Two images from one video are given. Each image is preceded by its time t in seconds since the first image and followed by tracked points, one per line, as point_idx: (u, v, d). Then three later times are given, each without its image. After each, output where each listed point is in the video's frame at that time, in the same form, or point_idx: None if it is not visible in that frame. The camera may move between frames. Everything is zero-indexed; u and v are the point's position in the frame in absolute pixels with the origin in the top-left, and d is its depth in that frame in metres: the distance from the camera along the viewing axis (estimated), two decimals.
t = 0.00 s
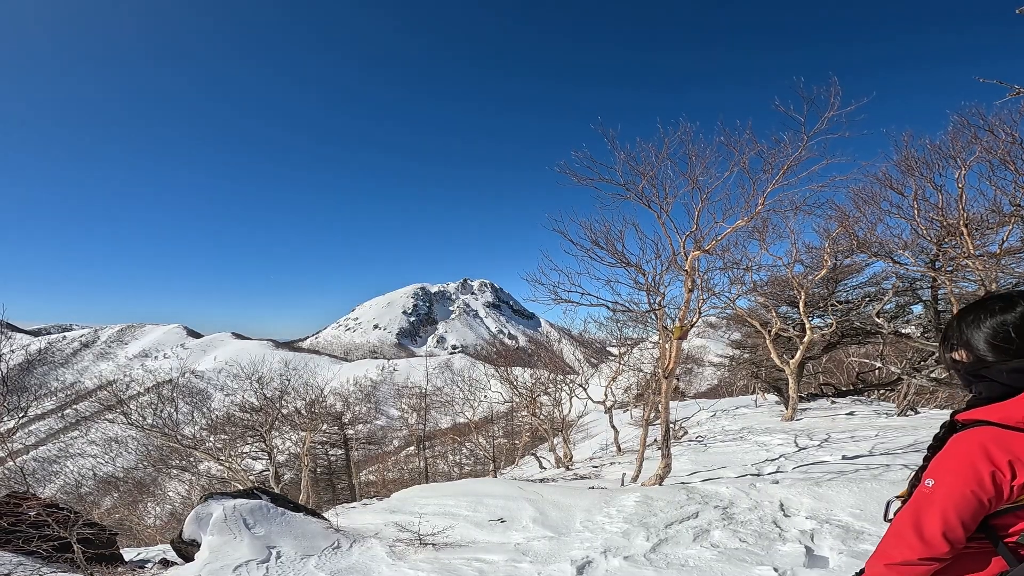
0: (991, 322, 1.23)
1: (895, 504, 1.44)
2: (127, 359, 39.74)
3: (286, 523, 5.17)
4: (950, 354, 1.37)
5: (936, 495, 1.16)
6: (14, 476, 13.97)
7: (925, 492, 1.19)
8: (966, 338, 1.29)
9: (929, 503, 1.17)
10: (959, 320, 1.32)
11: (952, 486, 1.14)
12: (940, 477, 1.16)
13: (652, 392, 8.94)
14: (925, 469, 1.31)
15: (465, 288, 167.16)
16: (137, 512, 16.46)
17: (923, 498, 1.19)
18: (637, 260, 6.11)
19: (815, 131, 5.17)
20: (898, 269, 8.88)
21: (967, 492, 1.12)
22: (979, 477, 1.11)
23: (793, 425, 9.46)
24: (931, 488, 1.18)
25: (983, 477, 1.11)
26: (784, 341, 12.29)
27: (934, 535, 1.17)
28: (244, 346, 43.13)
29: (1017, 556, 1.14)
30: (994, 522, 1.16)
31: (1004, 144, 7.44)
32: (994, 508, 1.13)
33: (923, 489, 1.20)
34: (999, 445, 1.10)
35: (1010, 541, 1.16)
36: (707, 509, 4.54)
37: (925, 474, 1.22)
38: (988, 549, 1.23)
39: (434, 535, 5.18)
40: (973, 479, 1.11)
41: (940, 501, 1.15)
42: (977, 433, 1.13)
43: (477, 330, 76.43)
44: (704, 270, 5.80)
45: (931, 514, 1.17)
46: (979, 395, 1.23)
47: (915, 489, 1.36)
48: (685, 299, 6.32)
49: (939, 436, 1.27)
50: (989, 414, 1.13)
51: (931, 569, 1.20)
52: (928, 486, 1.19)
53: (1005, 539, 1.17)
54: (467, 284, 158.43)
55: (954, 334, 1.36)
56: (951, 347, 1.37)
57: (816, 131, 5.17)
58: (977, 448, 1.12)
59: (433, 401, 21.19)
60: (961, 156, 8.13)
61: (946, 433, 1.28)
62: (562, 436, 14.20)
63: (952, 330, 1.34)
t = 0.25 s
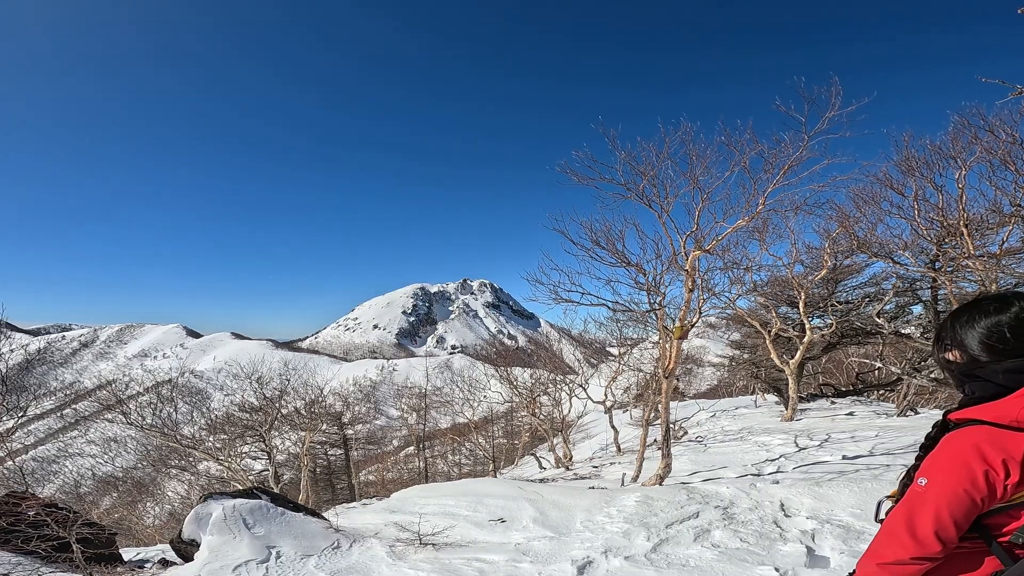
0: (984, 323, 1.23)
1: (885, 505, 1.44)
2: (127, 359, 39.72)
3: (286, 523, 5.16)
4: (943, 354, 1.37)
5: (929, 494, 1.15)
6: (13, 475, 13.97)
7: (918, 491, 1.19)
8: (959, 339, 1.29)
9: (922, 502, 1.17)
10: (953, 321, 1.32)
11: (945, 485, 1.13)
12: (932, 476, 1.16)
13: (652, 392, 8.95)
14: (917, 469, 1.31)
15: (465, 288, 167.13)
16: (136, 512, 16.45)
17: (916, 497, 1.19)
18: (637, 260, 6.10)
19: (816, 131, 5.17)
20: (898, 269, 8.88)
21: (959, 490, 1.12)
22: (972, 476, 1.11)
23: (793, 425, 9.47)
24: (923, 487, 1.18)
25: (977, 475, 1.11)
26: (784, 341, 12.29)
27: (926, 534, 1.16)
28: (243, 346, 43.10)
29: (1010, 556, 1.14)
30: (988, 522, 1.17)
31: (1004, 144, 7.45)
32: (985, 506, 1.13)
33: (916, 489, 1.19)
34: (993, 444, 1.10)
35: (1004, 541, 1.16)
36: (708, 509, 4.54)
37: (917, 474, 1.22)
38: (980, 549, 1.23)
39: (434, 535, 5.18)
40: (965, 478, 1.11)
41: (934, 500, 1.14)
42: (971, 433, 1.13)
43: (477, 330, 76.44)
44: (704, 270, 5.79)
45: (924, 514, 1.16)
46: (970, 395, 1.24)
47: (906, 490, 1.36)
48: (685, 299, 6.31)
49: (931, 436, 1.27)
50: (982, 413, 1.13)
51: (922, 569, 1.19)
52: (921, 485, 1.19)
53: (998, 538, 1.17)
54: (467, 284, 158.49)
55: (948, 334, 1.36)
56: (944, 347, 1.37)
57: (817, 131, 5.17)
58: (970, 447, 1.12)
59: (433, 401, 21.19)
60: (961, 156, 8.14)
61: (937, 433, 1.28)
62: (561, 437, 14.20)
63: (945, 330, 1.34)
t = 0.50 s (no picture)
0: (976, 324, 1.23)
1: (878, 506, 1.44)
2: (125, 359, 39.67)
3: (284, 523, 5.15)
4: (935, 355, 1.37)
5: (926, 495, 1.15)
6: (11, 475, 13.94)
7: (914, 492, 1.18)
8: (951, 340, 1.29)
9: (918, 504, 1.16)
10: (945, 322, 1.32)
11: (940, 486, 1.13)
12: (928, 477, 1.16)
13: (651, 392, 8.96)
14: (911, 471, 1.31)
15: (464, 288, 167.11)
16: (134, 512, 16.41)
17: (912, 499, 1.18)
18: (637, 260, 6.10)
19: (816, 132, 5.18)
20: (897, 270, 8.90)
21: (956, 491, 1.12)
22: (968, 477, 1.11)
23: (792, 426, 9.48)
24: (919, 488, 1.18)
25: (972, 476, 1.11)
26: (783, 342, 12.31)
27: (922, 536, 1.16)
28: (242, 345, 43.04)
29: (1005, 557, 1.14)
30: (983, 523, 1.17)
31: (1004, 145, 7.47)
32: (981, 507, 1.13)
33: (912, 490, 1.19)
34: (988, 444, 1.10)
35: (999, 542, 1.16)
36: (707, 509, 4.55)
37: (913, 475, 1.21)
38: (974, 550, 1.23)
39: (433, 535, 5.18)
40: (961, 479, 1.11)
41: (930, 501, 1.14)
42: (965, 433, 1.13)
43: (476, 330, 76.43)
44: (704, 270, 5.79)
45: (920, 516, 1.15)
46: (964, 396, 1.24)
47: (900, 491, 1.36)
48: (684, 300, 6.31)
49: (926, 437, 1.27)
50: (978, 414, 1.13)
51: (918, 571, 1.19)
52: (917, 487, 1.19)
53: (994, 539, 1.17)
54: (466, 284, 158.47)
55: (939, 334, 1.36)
56: (936, 348, 1.37)
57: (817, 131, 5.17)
58: (966, 448, 1.12)
59: (431, 402, 21.18)
60: (960, 157, 8.16)
61: (931, 435, 1.28)
62: (560, 437, 14.20)
63: (937, 331, 1.34)
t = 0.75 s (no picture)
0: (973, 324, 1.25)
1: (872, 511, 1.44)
2: (123, 358, 39.60)
3: (281, 523, 5.14)
4: (932, 356, 1.36)
5: (922, 498, 1.15)
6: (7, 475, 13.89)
7: (910, 495, 1.19)
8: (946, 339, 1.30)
9: (915, 506, 1.16)
10: (938, 323, 1.33)
11: (937, 489, 1.13)
12: (923, 480, 1.16)
13: (649, 393, 8.96)
14: (905, 474, 1.31)
15: (462, 288, 167.03)
16: (131, 512, 16.36)
17: (908, 501, 1.18)
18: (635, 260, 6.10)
19: (814, 133, 5.19)
20: (894, 271, 8.92)
21: (952, 493, 1.12)
22: (964, 478, 1.11)
23: (789, 426, 9.49)
24: (915, 491, 1.18)
25: (968, 477, 1.11)
26: (780, 342, 12.34)
27: (918, 539, 1.16)
28: (239, 345, 42.95)
29: (1001, 562, 1.14)
30: (978, 526, 1.17)
31: (1001, 147, 7.49)
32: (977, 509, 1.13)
33: (908, 492, 1.19)
34: (983, 445, 1.11)
35: (995, 545, 1.16)
36: (704, 510, 4.55)
37: (908, 477, 1.22)
38: (969, 553, 1.24)
39: (431, 535, 5.18)
40: (956, 481, 1.11)
41: (926, 504, 1.14)
42: (960, 434, 1.14)
43: (474, 330, 76.41)
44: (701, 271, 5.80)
45: (917, 518, 1.15)
46: (958, 396, 1.25)
47: (894, 495, 1.36)
48: (682, 300, 6.32)
49: (919, 440, 1.28)
50: (972, 415, 1.13)
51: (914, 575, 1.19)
52: (912, 489, 1.19)
53: (991, 543, 1.17)
54: (464, 284, 158.51)
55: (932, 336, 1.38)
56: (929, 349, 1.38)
57: (814, 133, 5.19)
58: (962, 449, 1.12)
59: (429, 402, 21.17)
60: (957, 158, 8.18)
61: (924, 438, 1.29)
62: (558, 437, 14.20)
63: (931, 331, 1.35)
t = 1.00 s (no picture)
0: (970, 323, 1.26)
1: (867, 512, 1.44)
2: (120, 358, 39.50)
3: (279, 523, 5.13)
4: (931, 358, 1.36)
5: (921, 499, 1.15)
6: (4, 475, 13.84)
7: (909, 496, 1.18)
8: (941, 337, 1.32)
9: (915, 508, 1.16)
10: (933, 321, 1.35)
11: (936, 490, 1.13)
12: (923, 481, 1.16)
13: (647, 393, 8.96)
14: (902, 475, 1.31)
15: (461, 288, 166.96)
16: (128, 512, 16.31)
17: (907, 502, 1.18)
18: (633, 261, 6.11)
19: (811, 134, 5.21)
20: (892, 272, 8.95)
21: (953, 495, 1.12)
22: (964, 479, 1.11)
23: (787, 426, 9.51)
24: (914, 492, 1.18)
25: (969, 479, 1.11)
26: (778, 343, 12.36)
27: (916, 540, 1.16)
28: (237, 345, 42.87)
29: (1000, 564, 1.14)
30: (977, 528, 1.17)
31: (998, 147, 7.52)
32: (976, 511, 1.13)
33: (907, 494, 1.19)
34: (984, 447, 1.11)
35: (993, 547, 1.16)
36: (702, 510, 4.56)
37: (907, 478, 1.22)
38: (966, 554, 1.24)
39: (429, 535, 5.17)
40: (957, 483, 1.11)
41: (926, 505, 1.14)
42: (960, 435, 1.14)
43: (473, 330, 76.42)
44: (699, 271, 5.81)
45: (916, 520, 1.15)
46: (961, 396, 1.24)
47: (891, 496, 1.36)
48: (680, 301, 6.33)
49: (917, 440, 1.29)
50: (974, 416, 1.14)
51: None
52: (912, 491, 1.19)
53: (989, 546, 1.17)
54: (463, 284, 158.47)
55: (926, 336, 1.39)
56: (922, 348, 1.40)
57: (811, 134, 5.21)
58: (961, 450, 1.13)
59: (427, 402, 21.15)
60: (955, 159, 8.21)
61: (922, 439, 1.29)
62: (556, 437, 14.21)
63: (927, 329, 1.37)
